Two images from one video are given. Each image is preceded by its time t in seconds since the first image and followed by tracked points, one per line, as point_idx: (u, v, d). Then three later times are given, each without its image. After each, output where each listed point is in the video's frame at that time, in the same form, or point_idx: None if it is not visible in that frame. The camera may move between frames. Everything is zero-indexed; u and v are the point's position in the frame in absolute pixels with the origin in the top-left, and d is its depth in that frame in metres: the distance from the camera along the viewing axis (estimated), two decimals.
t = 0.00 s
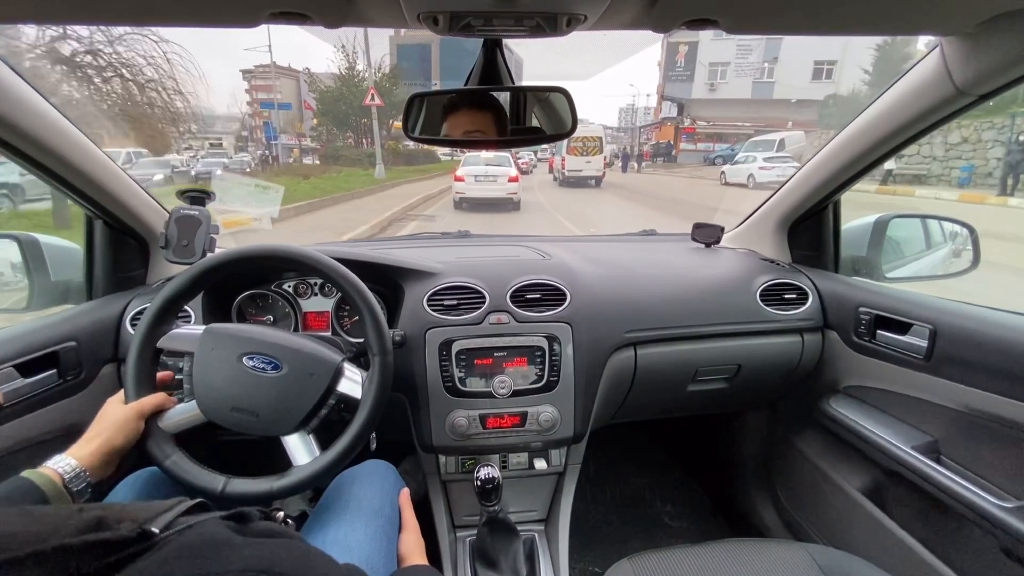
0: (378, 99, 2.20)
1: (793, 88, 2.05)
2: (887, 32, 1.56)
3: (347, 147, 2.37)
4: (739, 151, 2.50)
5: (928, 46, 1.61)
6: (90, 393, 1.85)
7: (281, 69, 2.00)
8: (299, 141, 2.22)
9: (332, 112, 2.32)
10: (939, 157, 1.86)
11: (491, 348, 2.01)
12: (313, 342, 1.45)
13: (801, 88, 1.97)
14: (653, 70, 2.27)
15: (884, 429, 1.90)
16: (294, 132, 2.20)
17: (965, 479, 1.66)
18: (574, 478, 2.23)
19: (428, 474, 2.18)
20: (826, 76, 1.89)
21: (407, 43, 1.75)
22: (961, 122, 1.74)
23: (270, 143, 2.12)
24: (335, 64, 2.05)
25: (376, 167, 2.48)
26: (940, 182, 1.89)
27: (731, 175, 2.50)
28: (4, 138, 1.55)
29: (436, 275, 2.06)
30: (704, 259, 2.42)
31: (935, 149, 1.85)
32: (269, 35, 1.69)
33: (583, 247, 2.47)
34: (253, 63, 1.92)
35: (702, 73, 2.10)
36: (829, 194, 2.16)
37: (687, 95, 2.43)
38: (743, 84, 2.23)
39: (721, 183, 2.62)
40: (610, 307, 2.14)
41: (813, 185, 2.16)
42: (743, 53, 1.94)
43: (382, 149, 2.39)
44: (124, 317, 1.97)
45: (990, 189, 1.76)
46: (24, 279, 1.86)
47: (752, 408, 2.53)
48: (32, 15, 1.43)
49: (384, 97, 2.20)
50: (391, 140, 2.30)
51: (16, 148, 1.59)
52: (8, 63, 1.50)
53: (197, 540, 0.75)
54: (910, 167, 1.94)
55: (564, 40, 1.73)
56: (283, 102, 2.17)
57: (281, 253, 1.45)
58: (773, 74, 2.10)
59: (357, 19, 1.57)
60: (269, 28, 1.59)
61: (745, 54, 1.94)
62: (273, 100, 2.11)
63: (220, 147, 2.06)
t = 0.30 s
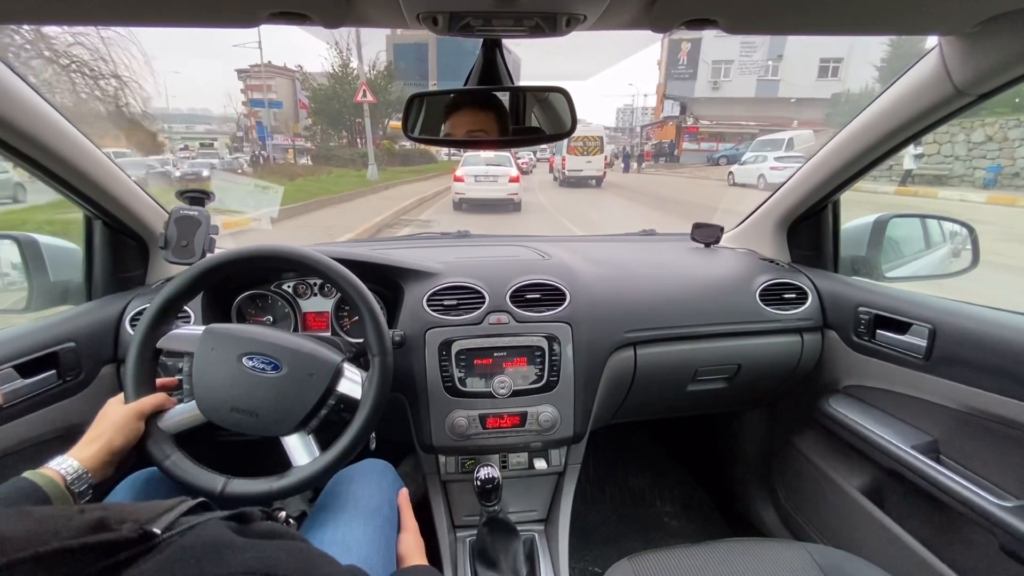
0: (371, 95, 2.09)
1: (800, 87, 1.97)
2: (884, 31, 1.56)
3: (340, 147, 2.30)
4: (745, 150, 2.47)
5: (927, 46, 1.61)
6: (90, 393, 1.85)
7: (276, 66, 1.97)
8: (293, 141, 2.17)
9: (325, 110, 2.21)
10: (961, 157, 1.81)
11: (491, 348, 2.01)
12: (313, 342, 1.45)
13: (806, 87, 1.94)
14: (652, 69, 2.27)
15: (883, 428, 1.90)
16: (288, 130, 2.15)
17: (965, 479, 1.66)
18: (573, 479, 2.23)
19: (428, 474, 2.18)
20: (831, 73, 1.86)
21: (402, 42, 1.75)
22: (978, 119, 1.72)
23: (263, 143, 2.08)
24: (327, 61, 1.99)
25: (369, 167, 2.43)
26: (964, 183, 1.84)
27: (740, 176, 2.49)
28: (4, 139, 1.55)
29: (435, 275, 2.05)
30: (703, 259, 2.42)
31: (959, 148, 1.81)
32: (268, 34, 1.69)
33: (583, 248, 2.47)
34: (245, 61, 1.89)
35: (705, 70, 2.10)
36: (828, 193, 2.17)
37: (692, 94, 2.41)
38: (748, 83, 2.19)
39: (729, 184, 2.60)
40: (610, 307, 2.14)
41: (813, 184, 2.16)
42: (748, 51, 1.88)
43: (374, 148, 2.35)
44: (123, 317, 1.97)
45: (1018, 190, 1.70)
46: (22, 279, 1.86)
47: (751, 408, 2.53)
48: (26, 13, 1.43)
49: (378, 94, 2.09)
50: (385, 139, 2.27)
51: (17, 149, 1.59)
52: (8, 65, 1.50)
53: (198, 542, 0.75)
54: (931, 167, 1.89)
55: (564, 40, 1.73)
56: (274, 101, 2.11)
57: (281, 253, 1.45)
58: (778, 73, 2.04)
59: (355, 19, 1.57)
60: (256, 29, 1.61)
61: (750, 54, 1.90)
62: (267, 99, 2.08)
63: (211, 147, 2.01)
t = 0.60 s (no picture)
0: (362, 91, 2.10)
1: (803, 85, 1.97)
2: (883, 31, 1.56)
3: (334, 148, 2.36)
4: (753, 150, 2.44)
5: (926, 46, 1.62)
6: (89, 393, 1.85)
7: (270, 66, 2.01)
8: (287, 142, 2.22)
9: (319, 108, 2.29)
10: (984, 157, 1.76)
11: (490, 347, 2.01)
12: (314, 346, 1.45)
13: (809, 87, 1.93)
14: (652, 69, 2.27)
15: (882, 428, 1.90)
16: (281, 130, 2.22)
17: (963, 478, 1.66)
18: (573, 478, 2.23)
19: (427, 473, 2.18)
20: (838, 71, 1.85)
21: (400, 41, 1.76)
22: (977, 118, 1.72)
23: (256, 142, 2.09)
24: (320, 59, 1.97)
25: (360, 168, 2.44)
26: (989, 184, 1.78)
27: (749, 177, 2.44)
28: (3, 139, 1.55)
29: (435, 275, 2.06)
30: (703, 259, 2.42)
31: (981, 147, 1.76)
32: (268, 32, 1.69)
33: (582, 247, 2.47)
34: (241, 62, 1.91)
35: (708, 69, 2.10)
36: (828, 193, 2.17)
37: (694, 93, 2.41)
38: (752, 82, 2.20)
39: (733, 184, 2.57)
40: (610, 306, 2.14)
41: (812, 184, 2.16)
42: (751, 50, 1.91)
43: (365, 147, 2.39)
44: (122, 317, 1.97)
45: None
46: (21, 279, 1.86)
47: (751, 408, 2.53)
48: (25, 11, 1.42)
49: (368, 90, 2.12)
50: (378, 139, 2.34)
51: (16, 148, 1.59)
52: (9, 65, 1.50)
53: (196, 538, 0.75)
54: (952, 167, 1.85)
55: (564, 40, 1.73)
56: (262, 100, 2.14)
57: (283, 254, 1.45)
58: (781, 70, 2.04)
59: (355, 19, 1.57)
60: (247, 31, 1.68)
61: (754, 51, 1.92)
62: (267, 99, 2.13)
63: (202, 148, 1.99)
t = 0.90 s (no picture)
0: (352, 88, 2.11)
1: (807, 83, 1.98)
2: (885, 30, 1.56)
3: (326, 148, 2.38)
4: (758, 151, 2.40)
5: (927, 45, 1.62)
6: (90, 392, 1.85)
7: (264, 66, 2.01)
8: (281, 142, 2.21)
9: (310, 107, 2.26)
10: (1011, 156, 1.69)
11: (491, 347, 2.01)
12: (316, 349, 1.44)
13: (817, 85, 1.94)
14: (653, 69, 2.27)
15: (883, 428, 1.90)
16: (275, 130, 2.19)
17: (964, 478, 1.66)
18: (574, 478, 2.23)
19: (428, 473, 2.18)
20: (843, 69, 1.84)
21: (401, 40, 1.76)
22: (977, 118, 1.72)
23: (249, 144, 2.09)
24: (311, 56, 1.94)
25: (351, 170, 2.51)
26: (1017, 185, 1.70)
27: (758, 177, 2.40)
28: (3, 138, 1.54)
29: (436, 275, 2.06)
30: (704, 258, 2.42)
31: (1007, 146, 1.69)
32: (269, 33, 1.70)
33: (583, 247, 2.47)
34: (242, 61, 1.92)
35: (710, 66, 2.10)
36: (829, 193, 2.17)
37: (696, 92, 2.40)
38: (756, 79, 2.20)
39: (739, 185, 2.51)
40: (610, 306, 2.14)
41: (812, 184, 2.16)
42: (756, 48, 1.89)
43: (359, 147, 2.46)
44: (124, 317, 1.97)
45: None
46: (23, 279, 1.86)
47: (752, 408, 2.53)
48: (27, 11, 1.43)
49: (359, 86, 2.13)
50: (373, 139, 2.40)
51: (17, 147, 1.59)
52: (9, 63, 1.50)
53: (198, 538, 0.75)
54: (975, 167, 1.78)
55: (564, 40, 1.73)
56: (251, 98, 2.09)
57: (287, 254, 1.45)
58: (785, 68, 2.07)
59: (356, 19, 1.57)
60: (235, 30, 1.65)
61: (757, 50, 1.91)
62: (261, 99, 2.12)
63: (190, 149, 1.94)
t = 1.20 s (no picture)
0: (340, 81, 2.08)
1: (813, 81, 1.98)
2: (886, 29, 1.56)
3: (318, 148, 2.29)
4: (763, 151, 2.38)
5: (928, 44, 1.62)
6: (92, 391, 1.86)
7: (258, 66, 2.02)
8: (274, 143, 2.17)
9: (301, 107, 2.21)
10: None
11: (492, 347, 2.01)
12: (317, 347, 1.44)
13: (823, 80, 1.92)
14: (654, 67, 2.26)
15: (885, 429, 1.89)
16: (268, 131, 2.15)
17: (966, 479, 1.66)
18: (574, 478, 2.23)
19: (429, 472, 2.19)
20: (849, 67, 1.83)
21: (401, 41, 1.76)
22: (980, 118, 1.71)
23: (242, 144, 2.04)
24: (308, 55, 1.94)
25: (340, 172, 2.42)
26: None
27: (767, 178, 2.36)
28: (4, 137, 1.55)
29: (436, 274, 2.05)
30: (705, 258, 2.41)
31: None
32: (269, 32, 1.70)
33: (584, 247, 2.47)
34: (244, 59, 1.92)
35: (713, 63, 2.09)
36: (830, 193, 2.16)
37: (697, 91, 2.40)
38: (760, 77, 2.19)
39: (752, 186, 2.46)
40: (611, 306, 2.14)
41: (814, 183, 2.16)
42: (758, 46, 1.88)
43: (351, 147, 2.37)
44: (125, 316, 1.97)
45: None
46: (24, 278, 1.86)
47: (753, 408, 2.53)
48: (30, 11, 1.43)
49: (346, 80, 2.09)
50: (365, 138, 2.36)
51: (18, 147, 1.59)
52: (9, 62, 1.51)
53: (200, 539, 0.75)
54: (1001, 167, 1.71)
55: (564, 40, 1.73)
56: (239, 98, 2.05)
57: (287, 253, 1.45)
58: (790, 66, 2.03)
59: (357, 19, 1.57)
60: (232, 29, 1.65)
61: (762, 47, 1.90)
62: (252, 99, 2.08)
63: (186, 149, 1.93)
